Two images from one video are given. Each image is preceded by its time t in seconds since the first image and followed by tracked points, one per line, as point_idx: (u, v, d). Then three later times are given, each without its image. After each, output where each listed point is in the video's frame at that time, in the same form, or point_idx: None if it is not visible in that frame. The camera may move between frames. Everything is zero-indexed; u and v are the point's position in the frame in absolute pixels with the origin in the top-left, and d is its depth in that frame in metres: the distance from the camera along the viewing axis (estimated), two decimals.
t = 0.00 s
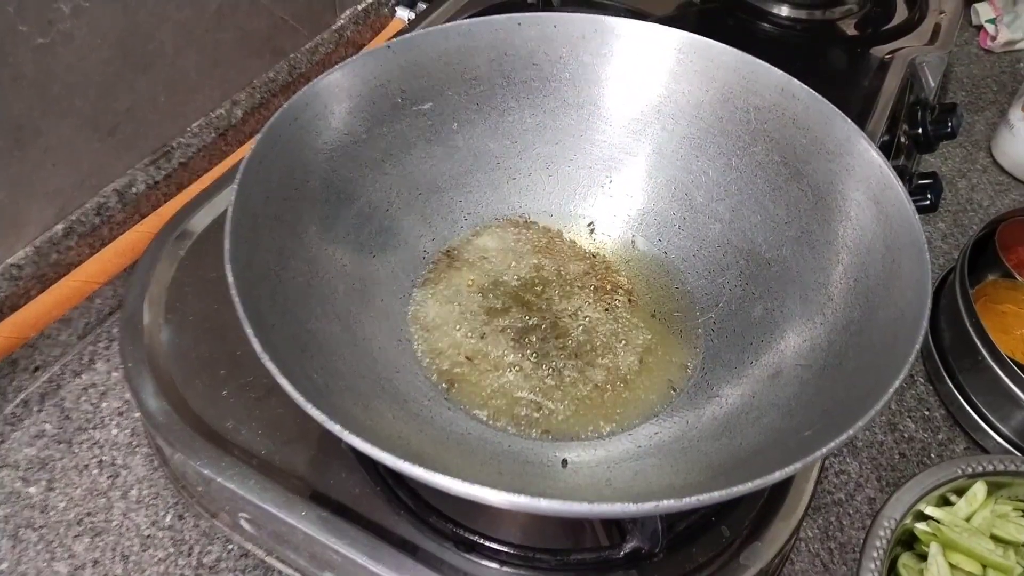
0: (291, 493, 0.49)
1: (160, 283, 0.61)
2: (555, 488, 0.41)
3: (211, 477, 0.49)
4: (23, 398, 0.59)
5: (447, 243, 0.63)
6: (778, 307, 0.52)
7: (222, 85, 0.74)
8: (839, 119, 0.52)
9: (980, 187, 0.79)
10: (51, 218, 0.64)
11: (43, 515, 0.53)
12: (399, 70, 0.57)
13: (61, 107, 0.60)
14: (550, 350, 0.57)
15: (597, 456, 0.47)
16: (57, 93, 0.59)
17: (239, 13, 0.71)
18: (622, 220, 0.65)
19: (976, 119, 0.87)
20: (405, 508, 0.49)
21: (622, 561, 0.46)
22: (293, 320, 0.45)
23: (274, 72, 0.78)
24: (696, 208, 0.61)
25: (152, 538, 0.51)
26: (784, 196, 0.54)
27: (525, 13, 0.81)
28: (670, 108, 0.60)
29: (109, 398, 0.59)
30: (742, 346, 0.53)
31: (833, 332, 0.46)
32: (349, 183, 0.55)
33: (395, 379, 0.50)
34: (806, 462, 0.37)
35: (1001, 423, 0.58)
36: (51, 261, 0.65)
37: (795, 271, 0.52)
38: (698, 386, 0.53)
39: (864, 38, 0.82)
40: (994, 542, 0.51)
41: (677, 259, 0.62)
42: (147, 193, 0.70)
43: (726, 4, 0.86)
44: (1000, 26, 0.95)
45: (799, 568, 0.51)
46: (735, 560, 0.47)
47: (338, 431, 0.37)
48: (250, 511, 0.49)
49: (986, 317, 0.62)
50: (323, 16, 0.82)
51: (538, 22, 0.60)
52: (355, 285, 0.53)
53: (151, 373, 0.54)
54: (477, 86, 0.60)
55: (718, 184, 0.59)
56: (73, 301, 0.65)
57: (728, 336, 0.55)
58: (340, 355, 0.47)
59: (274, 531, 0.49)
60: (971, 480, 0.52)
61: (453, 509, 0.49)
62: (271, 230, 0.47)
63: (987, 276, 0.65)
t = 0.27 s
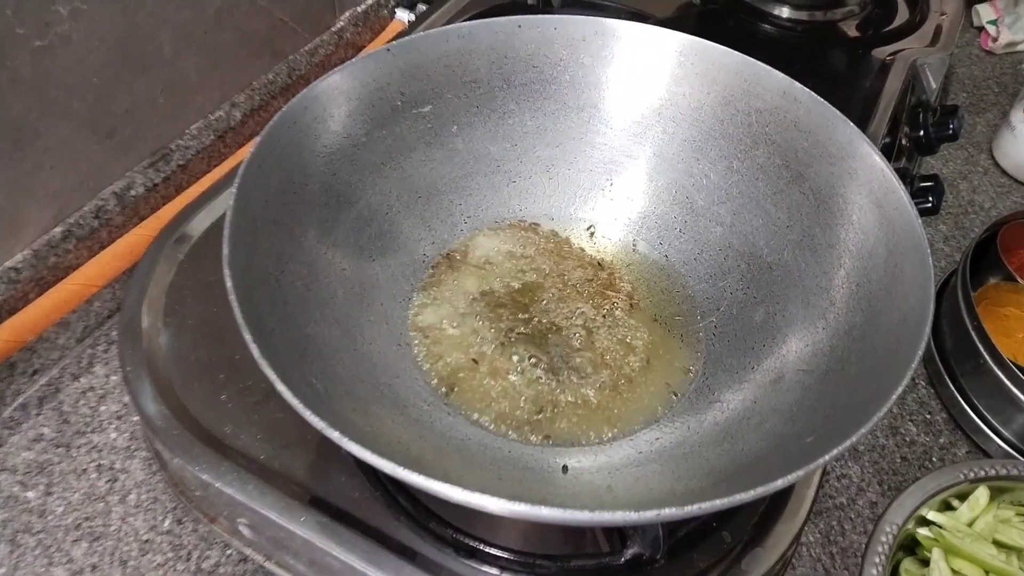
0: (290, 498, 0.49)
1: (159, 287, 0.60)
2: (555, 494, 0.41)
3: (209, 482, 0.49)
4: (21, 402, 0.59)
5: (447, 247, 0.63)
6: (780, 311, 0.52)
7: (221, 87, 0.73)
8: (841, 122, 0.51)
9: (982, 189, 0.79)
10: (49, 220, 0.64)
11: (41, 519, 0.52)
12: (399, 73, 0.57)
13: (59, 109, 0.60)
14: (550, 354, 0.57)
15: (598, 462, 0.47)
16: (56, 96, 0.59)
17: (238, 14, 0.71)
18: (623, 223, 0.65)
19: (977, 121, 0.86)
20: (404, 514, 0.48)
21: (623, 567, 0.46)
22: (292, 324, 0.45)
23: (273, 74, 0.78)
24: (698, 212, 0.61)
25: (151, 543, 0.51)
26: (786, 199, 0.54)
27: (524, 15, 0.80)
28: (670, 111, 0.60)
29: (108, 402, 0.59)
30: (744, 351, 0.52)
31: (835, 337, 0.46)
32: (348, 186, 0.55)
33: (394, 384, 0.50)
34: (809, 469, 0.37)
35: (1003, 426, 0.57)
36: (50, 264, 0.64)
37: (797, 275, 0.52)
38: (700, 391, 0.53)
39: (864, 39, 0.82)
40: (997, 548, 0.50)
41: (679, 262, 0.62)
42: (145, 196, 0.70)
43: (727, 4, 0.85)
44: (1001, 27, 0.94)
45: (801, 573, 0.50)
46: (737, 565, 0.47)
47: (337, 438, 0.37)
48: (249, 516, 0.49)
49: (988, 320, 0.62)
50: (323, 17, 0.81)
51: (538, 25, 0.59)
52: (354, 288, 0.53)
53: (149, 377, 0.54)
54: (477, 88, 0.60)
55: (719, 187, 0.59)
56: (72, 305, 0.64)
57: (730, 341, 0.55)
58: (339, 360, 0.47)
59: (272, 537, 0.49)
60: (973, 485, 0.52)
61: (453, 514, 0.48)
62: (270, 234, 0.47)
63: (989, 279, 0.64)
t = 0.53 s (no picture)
0: (290, 503, 0.48)
1: (158, 290, 0.60)
2: (556, 500, 0.41)
3: (208, 487, 0.49)
4: (20, 405, 0.59)
5: (447, 250, 0.62)
6: (782, 316, 0.51)
7: (220, 89, 0.73)
8: (843, 126, 0.51)
9: (983, 192, 0.78)
10: (48, 224, 0.64)
11: (40, 523, 0.52)
12: (399, 76, 0.56)
13: (58, 112, 0.60)
14: (550, 358, 0.57)
15: (598, 468, 0.47)
16: (54, 98, 0.59)
17: (238, 16, 0.70)
18: (624, 227, 0.65)
19: (979, 122, 0.86)
20: (405, 519, 0.48)
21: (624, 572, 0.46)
22: (291, 329, 0.45)
23: (273, 76, 0.77)
24: (699, 215, 0.60)
25: (150, 547, 0.51)
26: (787, 203, 0.54)
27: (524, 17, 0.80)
28: (671, 114, 0.60)
29: (107, 406, 0.59)
30: (746, 355, 0.52)
31: (838, 342, 0.46)
32: (347, 190, 0.55)
33: (394, 389, 0.49)
34: (812, 476, 0.37)
35: (1005, 430, 0.57)
36: (48, 267, 0.64)
37: (799, 280, 0.51)
38: (701, 396, 0.52)
39: (866, 41, 0.81)
40: (1000, 553, 0.50)
41: (679, 266, 0.62)
42: (145, 199, 0.69)
43: (727, 6, 0.85)
44: (1002, 29, 0.94)
45: None
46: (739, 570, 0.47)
47: (336, 446, 0.37)
48: (248, 522, 0.48)
49: (989, 323, 0.61)
50: (323, 19, 0.81)
51: (539, 28, 0.59)
52: (354, 293, 0.53)
53: (148, 381, 0.54)
54: (477, 91, 0.60)
55: (720, 191, 0.59)
56: (70, 308, 0.64)
57: (731, 345, 0.54)
58: (338, 365, 0.46)
59: (271, 542, 0.49)
60: (975, 490, 0.51)
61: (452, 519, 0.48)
62: (269, 238, 0.47)
63: (990, 282, 0.64)
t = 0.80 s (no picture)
0: (289, 510, 0.48)
1: (156, 295, 0.60)
2: (557, 509, 0.40)
3: (207, 494, 0.48)
4: (19, 409, 0.58)
5: (447, 255, 0.62)
6: (784, 322, 0.51)
7: (219, 92, 0.73)
8: (845, 131, 0.51)
9: (985, 195, 0.78)
10: (46, 227, 0.64)
11: (38, 530, 0.52)
12: (398, 80, 0.56)
13: (57, 116, 0.59)
14: (551, 364, 0.57)
15: (599, 475, 0.46)
16: (52, 102, 0.59)
17: (237, 19, 0.70)
18: (625, 231, 0.65)
19: (980, 125, 0.86)
20: (404, 526, 0.48)
21: None
22: (289, 336, 0.44)
23: (272, 79, 0.77)
24: (700, 220, 0.60)
25: (148, 554, 0.51)
26: (789, 208, 0.54)
27: (524, 20, 0.80)
28: (673, 118, 0.60)
29: (106, 411, 0.58)
30: (747, 362, 0.52)
31: (840, 349, 0.46)
32: (346, 195, 0.54)
33: (394, 395, 0.49)
34: (815, 485, 0.36)
35: (1006, 434, 0.56)
36: (46, 272, 0.64)
37: (801, 286, 0.51)
38: (702, 402, 0.52)
39: (868, 43, 0.81)
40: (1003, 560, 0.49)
41: (681, 271, 0.61)
42: (144, 202, 0.69)
43: (729, 7, 0.85)
44: (1004, 31, 0.94)
45: None
46: None
47: (336, 456, 0.37)
48: (247, 529, 0.48)
49: (991, 327, 0.61)
50: (322, 22, 0.81)
51: (539, 31, 0.59)
52: (353, 299, 0.53)
53: (147, 386, 0.53)
54: (477, 95, 0.60)
55: (721, 195, 0.58)
56: (68, 313, 0.64)
57: (733, 351, 0.54)
58: (338, 371, 0.46)
59: (270, 549, 0.48)
60: (978, 496, 0.51)
61: (452, 527, 0.48)
62: (268, 244, 0.47)
63: (992, 286, 0.63)
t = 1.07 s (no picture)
0: (288, 511, 0.48)
1: (156, 296, 0.59)
2: (557, 510, 0.40)
3: (206, 495, 0.48)
4: (19, 411, 0.58)
5: (447, 255, 0.62)
6: (785, 322, 0.51)
7: (219, 93, 0.73)
8: (845, 132, 0.51)
9: (985, 195, 0.78)
10: (45, 230, 0.63)
11: (38, 531, 0.52)
12: (398, 81, 0.56)
13: (56, 118, 0.59)
14: (551, 364, 0.57)
15: (598, 476, 0.47)
16: (51, 103, 0.59)
17: (236, 21, 0.70)
18: (624, 232, 0.65)
19: (981, 125, 0.86)
20: (405, 528, 0.48)
21: None
22: (289, 337, 0.44)
23: (271, 79, 0.77)
24: (700, 220, 0.60)
25: (148, 555, 0.51)
26: (789, 209, 0.54)
27: (524, 20, 0.80)
28: (672, 119, 0.60)
29: (105, 411, 0.58)
30: (747, 363, 0.52)
31: (840, 350, 0.46)
32: (345, 196, 0.54)
33: (393, 397, 0.49)
34: (816, 487, 0.36)
35: (1006, 435, 0.56)
36: (45, 273, 0.63)
37: (801, 286, 0.51)
38: (703, 403, 0.52)
39: (868, 44, 0.81)
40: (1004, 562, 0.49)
41: (681, 272, 0.61)
42: (143, 203, 0.69)
43: (728, 7, 0.85)
44: (1004, 31, 0.94)
45: None
46: None
47: (335, 458, 0.37)
48: (246, 530, 0.48)
49: (991, 328, 0.61)
50: (322, 22, 0.81)
51: (538, 32, 0.59)
52: (352, 300, 0.53)
53: (146, 388, 0.53)
54: (477, 96, 0.60)
55: (721, 196, 0.58)
56: (70, 313, 0.64)
57: (733, 352, 0.54)
58: (337, 373, 0.46)
59: (270, 550, 0.48)
60: (978, 497, 0.51)
61: (452, 528, 0.48)
62: (267, 245, 0.47)
63: (993, 287, 0.63)
